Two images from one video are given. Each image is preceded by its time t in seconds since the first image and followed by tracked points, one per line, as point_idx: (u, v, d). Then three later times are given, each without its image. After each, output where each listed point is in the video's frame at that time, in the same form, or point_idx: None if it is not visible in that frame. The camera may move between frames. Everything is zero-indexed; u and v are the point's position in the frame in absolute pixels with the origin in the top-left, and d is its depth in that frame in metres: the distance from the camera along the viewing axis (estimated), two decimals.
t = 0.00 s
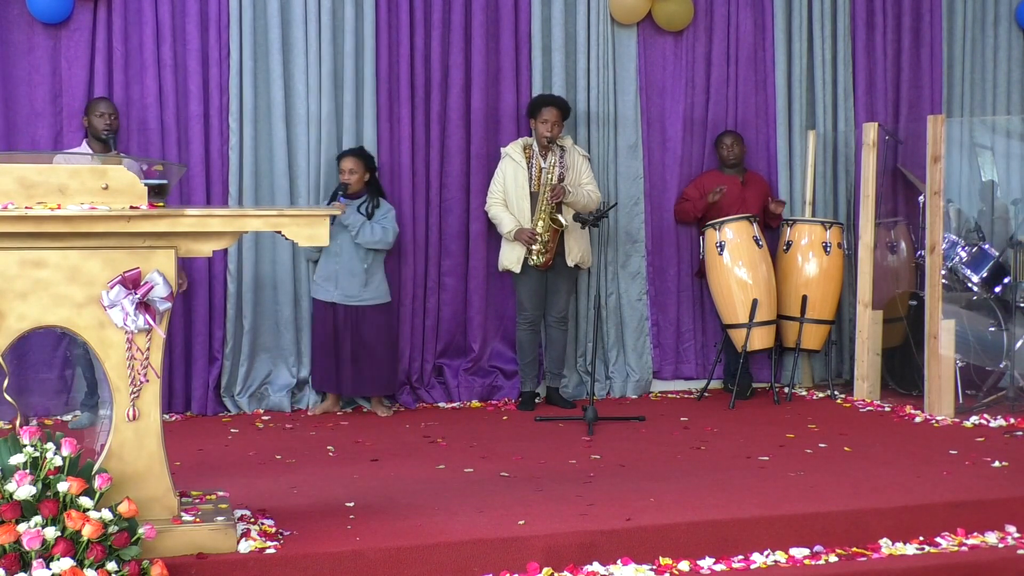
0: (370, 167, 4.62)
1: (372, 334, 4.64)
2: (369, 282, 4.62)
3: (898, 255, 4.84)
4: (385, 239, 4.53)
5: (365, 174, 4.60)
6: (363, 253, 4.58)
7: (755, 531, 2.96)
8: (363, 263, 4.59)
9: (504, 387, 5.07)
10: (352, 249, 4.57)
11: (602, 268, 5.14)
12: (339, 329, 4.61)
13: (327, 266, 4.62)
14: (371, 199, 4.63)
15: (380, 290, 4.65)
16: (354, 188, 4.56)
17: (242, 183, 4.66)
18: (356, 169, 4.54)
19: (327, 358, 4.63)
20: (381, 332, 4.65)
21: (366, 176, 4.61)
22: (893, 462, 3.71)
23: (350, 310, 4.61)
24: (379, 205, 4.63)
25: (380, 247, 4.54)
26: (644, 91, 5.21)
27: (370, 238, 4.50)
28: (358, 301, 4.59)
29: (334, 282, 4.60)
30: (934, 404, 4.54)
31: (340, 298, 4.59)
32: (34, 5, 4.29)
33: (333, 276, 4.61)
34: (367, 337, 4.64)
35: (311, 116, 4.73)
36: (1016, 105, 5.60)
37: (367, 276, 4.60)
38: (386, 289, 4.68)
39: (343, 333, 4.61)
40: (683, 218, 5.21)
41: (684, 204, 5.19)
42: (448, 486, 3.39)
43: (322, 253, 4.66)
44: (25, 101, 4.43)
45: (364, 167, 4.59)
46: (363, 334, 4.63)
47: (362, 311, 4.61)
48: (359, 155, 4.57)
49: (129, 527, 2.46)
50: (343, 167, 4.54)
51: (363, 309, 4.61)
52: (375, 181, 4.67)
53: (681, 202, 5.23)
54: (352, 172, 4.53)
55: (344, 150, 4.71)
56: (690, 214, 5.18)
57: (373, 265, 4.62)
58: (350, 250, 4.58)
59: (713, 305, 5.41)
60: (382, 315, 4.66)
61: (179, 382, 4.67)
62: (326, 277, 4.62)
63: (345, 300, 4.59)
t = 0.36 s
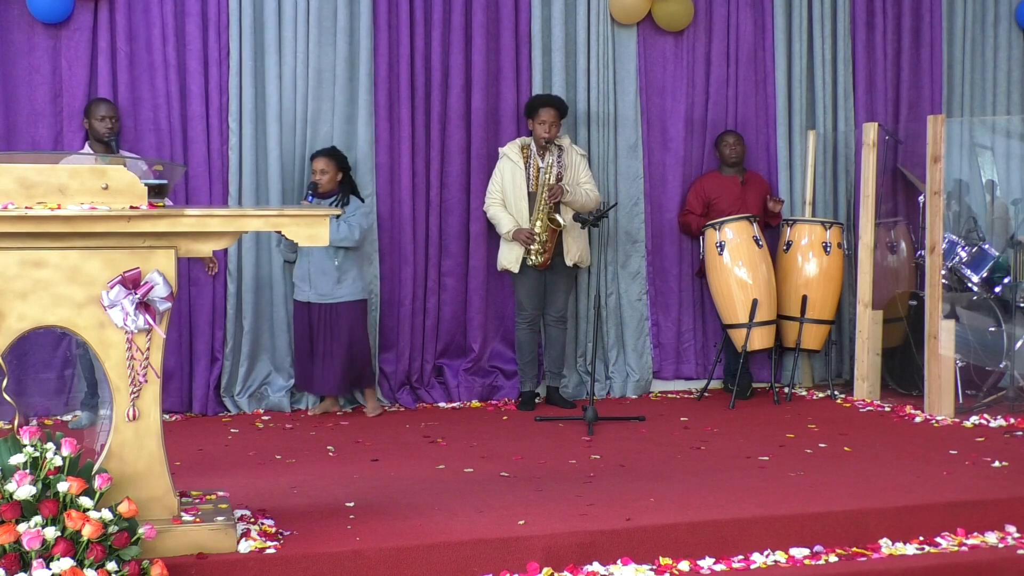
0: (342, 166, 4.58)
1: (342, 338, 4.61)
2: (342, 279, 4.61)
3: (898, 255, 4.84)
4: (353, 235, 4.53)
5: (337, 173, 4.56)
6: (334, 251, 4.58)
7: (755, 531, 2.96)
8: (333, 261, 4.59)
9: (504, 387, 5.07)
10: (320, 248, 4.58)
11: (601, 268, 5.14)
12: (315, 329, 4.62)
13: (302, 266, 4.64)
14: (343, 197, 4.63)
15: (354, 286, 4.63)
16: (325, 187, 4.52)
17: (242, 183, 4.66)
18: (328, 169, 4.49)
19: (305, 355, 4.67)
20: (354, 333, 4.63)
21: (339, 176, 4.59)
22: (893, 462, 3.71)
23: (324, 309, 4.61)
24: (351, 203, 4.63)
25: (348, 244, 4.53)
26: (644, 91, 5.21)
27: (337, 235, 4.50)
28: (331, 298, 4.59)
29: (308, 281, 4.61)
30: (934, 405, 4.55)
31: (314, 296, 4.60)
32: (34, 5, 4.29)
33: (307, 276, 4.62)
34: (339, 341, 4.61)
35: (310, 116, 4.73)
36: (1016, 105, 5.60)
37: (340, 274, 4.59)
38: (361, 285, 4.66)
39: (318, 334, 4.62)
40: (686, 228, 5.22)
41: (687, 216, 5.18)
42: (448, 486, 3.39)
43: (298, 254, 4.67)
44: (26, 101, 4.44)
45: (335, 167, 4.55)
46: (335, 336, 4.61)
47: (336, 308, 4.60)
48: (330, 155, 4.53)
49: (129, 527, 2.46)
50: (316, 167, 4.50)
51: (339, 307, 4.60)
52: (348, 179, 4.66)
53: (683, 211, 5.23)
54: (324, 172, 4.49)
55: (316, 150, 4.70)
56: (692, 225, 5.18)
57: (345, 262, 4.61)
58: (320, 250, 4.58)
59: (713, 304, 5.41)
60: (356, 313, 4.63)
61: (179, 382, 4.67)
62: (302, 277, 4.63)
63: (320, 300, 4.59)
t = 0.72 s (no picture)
0: (330, 166, 4.53)
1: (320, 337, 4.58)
2: (327, 280, 4.56)
3: (897, 255, 4.84)
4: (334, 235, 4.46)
5: (326, 173, 4.52)
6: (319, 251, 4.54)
7: (755, 531, 2.96)
8: (319, 261, 4.55)
9: (504, 387, 5.07)
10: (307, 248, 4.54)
11: (601, 268, 5.14)
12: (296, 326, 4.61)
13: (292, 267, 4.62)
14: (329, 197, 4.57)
15: (339, 288, 4.58)
16: (313, 187, 4.47)
17: (242, 183, 4.66)
18: (316, 169, 4.45)
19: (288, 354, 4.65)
20: (337, 335, 4.57)
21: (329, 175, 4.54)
22: (893, 462, 3.71)
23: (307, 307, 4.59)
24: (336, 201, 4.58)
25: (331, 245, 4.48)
26: (644, 91, 5.21)
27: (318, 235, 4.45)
28: (315, 299, 4.55)
29: (294, 281, 4.60)
30: (934, 405, 4.55)
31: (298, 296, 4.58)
32: (34, 5, 4.29)
33: (294, 277, 4.60)
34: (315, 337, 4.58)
35: (310, 116, 4.72)
36: (1016, 105, 5.60)
37: (324, 274, 4.55)
38: (346, 287, 4.60)
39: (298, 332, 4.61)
40: (685, 228, 5.22)
41: (686, 215, 5.18)
42: (448, 486, 3.39)
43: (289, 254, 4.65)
44: (26, 101, 4.43)
45: (324, 167, 4.50)
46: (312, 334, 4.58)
47: (317, 308, 4.56)
48: (318, 155, 4.49)
49: (129, 527, 2.46)
50: (305, 167, 4.45)
51: (320, 307, 4.56)
52: (338, 179, 4.61)
53: (683, 210, 5.23)
54: (312, 172, 4.45)
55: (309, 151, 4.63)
56: (691, 222, 5.18)
57: (331, 262, 4.57)
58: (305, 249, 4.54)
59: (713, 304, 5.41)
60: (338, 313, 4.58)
61: (179, 382, 4.67)
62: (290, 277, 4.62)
63: (304, 300, 4.57)
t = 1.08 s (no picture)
0: (325, 166, 4.48)
1: (312, 340, 4.50)
2: (320, 282, 4.48)
3: (898, 255, 4.83)
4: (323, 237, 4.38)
5: (320, 174, 4.47)
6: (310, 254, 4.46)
7: (755, 531, 2.96)
8: (310, 264, 4.47)
9: (504, 387, 5.07)
10: (298, 251, 4.47)
11: (601, 268, 5.14)
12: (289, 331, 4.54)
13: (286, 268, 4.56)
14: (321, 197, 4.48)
15: (332, 291, 4.51)
16: (307, 188, 4.43)
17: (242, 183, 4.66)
18: (310, 170, 4.41)
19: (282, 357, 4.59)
20: (337, 336, 4.55)
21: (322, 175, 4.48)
22: (893, 462, 3.71)
23: (300, 310, 4.52)
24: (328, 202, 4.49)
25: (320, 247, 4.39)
26: (644, 91, 5.21)
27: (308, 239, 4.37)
28: (307, 302, 4.48)
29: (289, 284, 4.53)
30: (934, 405, 4.55)
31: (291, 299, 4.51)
32: (34, 5, 4.29)
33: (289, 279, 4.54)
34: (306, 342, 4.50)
35: (309, 117, 4.72)
36: (1016, 105, 5.60)
37: (316, 276, 4.47)
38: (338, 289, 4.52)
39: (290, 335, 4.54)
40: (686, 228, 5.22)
41: (684, 208, 5.19)
42: (448, 486, 3.39)
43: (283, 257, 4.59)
44: (25, 101, 4.43)
45: (318, 167, 4.46)
46: (304, 337, 4.51)
47: (309, 312, 4.49)
48: (312, 155, 4.45)
49: (129, 527, 2.46)
50: (298, 168, 4.42)
51: (311, 310, 4.48)
52: (332, 179, 4.53)
53: (680, 200, 5.24)
54: (305, 172, 4.41)
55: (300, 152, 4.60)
56: (687, 210, 5.19)
57: (322, 264, 4.48)
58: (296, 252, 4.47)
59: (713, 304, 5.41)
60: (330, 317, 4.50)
61: (179, 382, 4.68)
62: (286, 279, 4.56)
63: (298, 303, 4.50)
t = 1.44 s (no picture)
0: (319, 165, 4.47)
1: (312, 346, 4.52)
2: (315, 284, 4.49)
3: (898, 255, 4.83)
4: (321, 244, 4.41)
5: (314, 173, 4.46)
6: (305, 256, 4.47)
7: (754, 531, 2.96)
8: (305, 265, 4.48)
9: (504, 387, 5.07)
10: (292, 252, 4.48)
11: (601, 268, 5.14)
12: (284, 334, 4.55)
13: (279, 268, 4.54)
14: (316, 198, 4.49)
15: (326, 292, 4.50)
16: (302, 187, 4.40)
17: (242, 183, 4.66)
18: (305, 168, 4.40)
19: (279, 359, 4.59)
20: (336, 337, 4.54)
21: (318, 175, 4.49)
22: (893, 462, 3.71)
23: (296, 312, 4.52)
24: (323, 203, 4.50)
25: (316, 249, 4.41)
26: (644, 91, 5.21)
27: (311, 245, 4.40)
28: (305, 304, 4.48)
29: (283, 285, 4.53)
30: (934, 405, 4.54)
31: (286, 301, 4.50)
32: (34, 6, 4.29)
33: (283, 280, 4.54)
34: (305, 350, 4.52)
35: (309, 116, 4.72)
36: (1016, 105, 5.60)
37: (312, 278, 4.48)
38: (335, 291, 4.52)
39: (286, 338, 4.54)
40: (686, 228, 5.23)
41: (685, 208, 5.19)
42: (448, 486, 3.39)
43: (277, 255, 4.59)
44: (25, 101, 4.44)
45: (312, 165, 4.44)
46: (303, 343, 4.52)
47: (305, 314, 4.49)
48: (307, 153, 4.44)
49: (129, 527, 2.46)
50: (293, 166, 4.39)
51: (308, 312, 4.49)
52: (326, 178, 4.54)
53: (683, 210, 5.23)
54: (300, 171, 4.39)
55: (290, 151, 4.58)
56: (692, 223, 5.18)
57: (318, 266, 4.49)
58: (291, 253, 4.48)
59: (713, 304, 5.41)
60: (326, 320, 4.50)
61: (179, 382, 4.68)
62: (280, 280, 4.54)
63: (294, 304, 4.49)
